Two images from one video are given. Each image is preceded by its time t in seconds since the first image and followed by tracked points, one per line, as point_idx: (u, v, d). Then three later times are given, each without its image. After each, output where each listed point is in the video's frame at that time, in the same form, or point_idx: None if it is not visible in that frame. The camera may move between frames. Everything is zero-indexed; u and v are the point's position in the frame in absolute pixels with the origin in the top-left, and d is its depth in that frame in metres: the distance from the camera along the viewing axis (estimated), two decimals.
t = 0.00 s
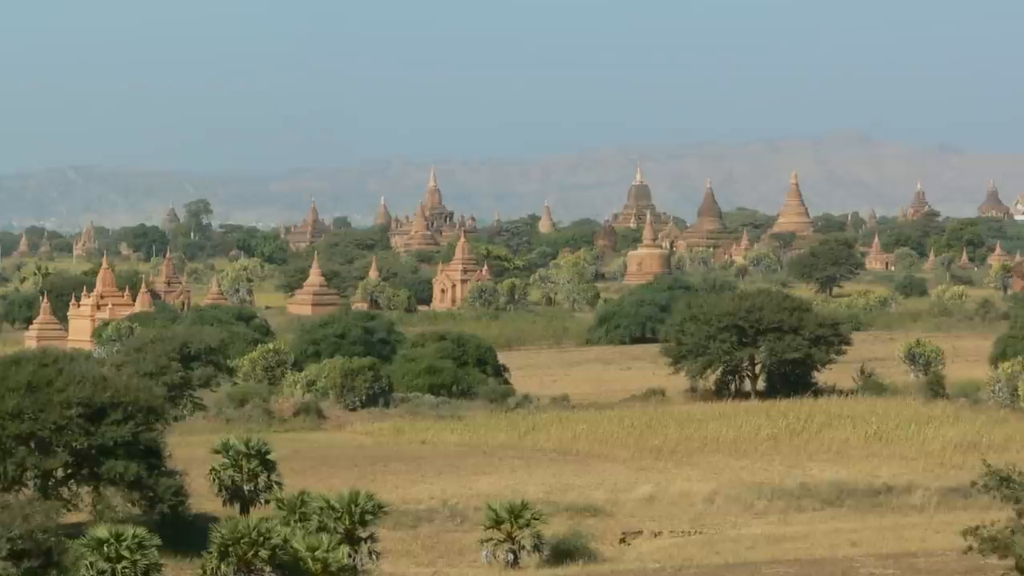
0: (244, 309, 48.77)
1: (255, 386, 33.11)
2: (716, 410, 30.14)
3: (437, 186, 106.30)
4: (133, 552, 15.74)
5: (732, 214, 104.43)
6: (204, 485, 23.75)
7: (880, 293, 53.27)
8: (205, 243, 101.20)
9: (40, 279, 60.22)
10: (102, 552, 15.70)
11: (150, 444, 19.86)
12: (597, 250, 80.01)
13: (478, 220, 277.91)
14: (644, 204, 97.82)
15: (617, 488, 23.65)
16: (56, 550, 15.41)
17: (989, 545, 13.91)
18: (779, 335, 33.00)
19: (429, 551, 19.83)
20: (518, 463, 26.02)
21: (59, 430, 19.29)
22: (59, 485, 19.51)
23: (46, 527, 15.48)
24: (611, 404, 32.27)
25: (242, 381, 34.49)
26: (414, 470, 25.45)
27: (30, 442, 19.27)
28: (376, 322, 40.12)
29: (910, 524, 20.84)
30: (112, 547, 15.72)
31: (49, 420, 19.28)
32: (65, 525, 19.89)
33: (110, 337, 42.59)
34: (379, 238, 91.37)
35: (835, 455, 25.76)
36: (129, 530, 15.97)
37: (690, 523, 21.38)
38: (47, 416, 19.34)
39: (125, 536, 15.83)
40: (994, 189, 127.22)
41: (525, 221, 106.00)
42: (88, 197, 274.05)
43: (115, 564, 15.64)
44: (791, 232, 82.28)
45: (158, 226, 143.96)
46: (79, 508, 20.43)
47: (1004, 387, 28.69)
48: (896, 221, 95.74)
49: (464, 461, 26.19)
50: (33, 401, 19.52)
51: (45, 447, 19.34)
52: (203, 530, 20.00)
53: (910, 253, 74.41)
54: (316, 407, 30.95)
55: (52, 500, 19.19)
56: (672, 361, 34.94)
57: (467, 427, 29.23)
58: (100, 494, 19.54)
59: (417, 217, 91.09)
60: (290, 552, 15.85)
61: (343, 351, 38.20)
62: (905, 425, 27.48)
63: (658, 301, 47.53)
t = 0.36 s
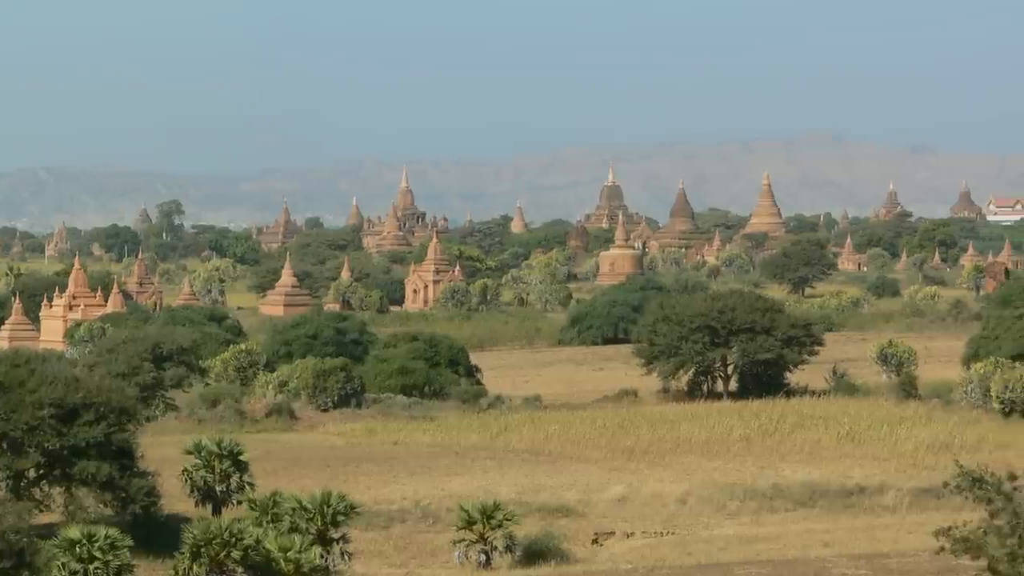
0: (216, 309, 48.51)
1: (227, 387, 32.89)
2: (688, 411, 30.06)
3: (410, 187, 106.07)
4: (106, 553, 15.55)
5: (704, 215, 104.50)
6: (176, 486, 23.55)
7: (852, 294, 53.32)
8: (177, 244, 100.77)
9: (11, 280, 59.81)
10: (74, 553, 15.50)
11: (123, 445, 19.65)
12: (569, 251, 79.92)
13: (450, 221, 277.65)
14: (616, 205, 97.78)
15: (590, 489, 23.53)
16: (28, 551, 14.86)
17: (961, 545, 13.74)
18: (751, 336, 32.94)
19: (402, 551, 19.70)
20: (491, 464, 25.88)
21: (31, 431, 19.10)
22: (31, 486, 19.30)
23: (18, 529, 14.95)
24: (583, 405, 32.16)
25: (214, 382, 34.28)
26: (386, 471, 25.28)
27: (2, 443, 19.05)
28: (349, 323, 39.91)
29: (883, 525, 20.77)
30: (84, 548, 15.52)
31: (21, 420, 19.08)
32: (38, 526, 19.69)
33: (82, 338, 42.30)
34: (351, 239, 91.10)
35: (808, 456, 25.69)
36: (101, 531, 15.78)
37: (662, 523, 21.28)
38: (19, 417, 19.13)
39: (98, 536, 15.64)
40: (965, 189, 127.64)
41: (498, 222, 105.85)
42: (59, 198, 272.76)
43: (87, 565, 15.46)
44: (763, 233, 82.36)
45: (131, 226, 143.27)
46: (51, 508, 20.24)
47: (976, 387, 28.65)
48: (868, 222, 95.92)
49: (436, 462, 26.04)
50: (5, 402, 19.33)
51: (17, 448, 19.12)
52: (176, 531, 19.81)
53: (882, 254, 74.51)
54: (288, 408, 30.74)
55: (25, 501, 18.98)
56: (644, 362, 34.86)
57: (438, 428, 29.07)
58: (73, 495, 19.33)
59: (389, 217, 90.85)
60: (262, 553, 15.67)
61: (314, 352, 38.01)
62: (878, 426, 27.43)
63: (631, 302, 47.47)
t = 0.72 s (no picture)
0: (188, 310, 48.25)
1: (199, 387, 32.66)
2: (661, 411, 29.99)
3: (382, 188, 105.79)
4: (78, 554, 15.30)
5: (676, 216, 104.56)
6: (148, 486, 23.34)
7: (824, 295, 53.38)
8: (149, 245, 100.32)
9: None
10: (46, 554, 15.23)
11: (95, 445, 19.44)
12: (541, 252, 79.82)
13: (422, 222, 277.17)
14: (589, 206, 97.74)
15: (562, 489, 23.42)
16: None
17: (934, 545, 13.62)
18: (724, 336, 32.88)
19: (374, 551, 19.58)
20: (463, 464, 25.76)
21: (2, 431, 18.87)
22: (1, 487, 19.08)
23: None
24: (555, 406, 32.05)
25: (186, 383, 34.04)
26: (358, 471, 25.11)
27: None
28: (321, 324, 39.72)
29: (855, 526, 20.72)
30: (57, 548, 15.25)
31: None
32: (8, 527, 19.46)
33: (53, 338, 41.99)
34: (323, 240, 90.83)
35: (780, 456, 25.65)
36: (74, 531, 15.51)
37: (635, 524, 21.18)
38: None
39: (70, 537, 15.38)
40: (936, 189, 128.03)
41: (470, 223, 105.72)
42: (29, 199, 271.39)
43: (59, 565, 15.20)
44: (736, 234, 82.44)
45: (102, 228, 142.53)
46: (22, 509, 20.02)
47: (948, 388, 28.64)
48: (840, 223, 96.12)
49: (408, 463, 25.90)
50: None
51: None
52: (147, 532, 19.59)
53: (854, 255, 74.62)
54: (261, 408, 30.54)
55: None
56: (616, 363, 34.78)
57: (410, 429, 28.92)
58: (44, 496, 19.12)
59: (361, 219, 90.63)
60: (235, 554, 15.48)
61: (286, 353, 37.81)
62: (851, 427, 27.40)
63: (603, 302, 47.41)
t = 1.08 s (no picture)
0: (159, 311, 48.01)
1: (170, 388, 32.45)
2: (634, 412, 29.92)
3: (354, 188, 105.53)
4: (50, 554, 15.12)
5: (649, 216, 104.62)
6: (120, 486, 23.16)
7: (796, 295, 53.43)
8: (121, 245, 99.88)
9: None
10: (18, 554, 15.05)
11: (67, 446, 19.26)
12: (514, 252, 79.76)
13: (394, 221, 276.70)
14: (561, 206, 97.71)
15: (534, 490, 23.33)
16: None
17: (906, 545, 13.50)
18: (696, 337, 32.84)
19: (346, 552, 19.45)
20: (435, 465, 25.66)
21: None
22: None
23: None
24: (527, 406, 31.95)
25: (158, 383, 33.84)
26: (330, 472, 24.99)
27: None
28: (293, 325, 39.52)
29: (827, 526, 20.69)
30: (29, 549, 15.07)
31: None
32: None
33: (24, 338, 41.73)
34: (295, 241, 90.57)
35: (752, 456, 25.61)
36: (46, 532, 15.33)
37: (607, 525, 21.10)
38: None
39: (43, 537, 15.19)
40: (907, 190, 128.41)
41: (442, 223, 105.58)
42: None
43: (31, 566, 15.01)
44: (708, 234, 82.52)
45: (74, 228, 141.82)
46: None
47: (921, 388, 28.64)
48: (812, 223, 96.30)
49: (380, 463, 25.77)
50: None
51: None
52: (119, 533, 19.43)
53: (826, 255, 74.72)
54: (233, 409, 30.35)
55: None
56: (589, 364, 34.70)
57: (382, 429, 28.79)
58: (16, 497, 18.96)
59: (334, 219, 90.41)
60: (207, 554, 15.30)
61: (259, 353, 37.63)
62: (823, 427, 27.39)
63: (575, 303, 47.26)
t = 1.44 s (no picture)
0: (131, 311, 47.77)
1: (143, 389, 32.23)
2: (606, 413, 29.85)
3: (327, 188, 105.28)
4: (22, 555, 14.94)
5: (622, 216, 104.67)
6: (91, 487, 22.98)
7: (769, 296, 53.46)
8: (93, 246, 99.45)
9: None
10: None
11: (39, 447, 19.08)
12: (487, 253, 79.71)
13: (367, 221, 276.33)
14: (534, 206, 97.68)
15: (506, 491, 23.22)
16: None
17: (878, 546, 13.43)
18: (669, 337, 32.80)
19: (317, 553, 19.31)
20: (407, 465, 25.54)
21: None
22: None
23: None
24: (500, 407, 31.84)
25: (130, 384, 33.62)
26: (303, 473, 24.85)
27: None
28: (265, 325, 39.33)
29: (800, 527, 20.63)
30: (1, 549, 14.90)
31: None
32: None
33: None
34: (267, 241, 90.32)
35: (725, 457, 25.56)
36: (18, 533, 15.15)
37: (579, 526, 21.00)
38: None
39: (14, 538, 15.02)
40: (879, 191, 128.82)
41: (415, 223, 105.45)
42: None
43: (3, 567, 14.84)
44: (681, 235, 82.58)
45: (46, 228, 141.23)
46: None
47: (893, 389, 28.63)
48: (784, 223, 96.49)
49: (352, 464, 25.63)
50: None
51: None
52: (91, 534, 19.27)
53: (798, 256, 74.85)
54: (205, 410, 30.15)
55: None
56: (561, 364, 34.61)
57: (354, 430, 28.64)
58: None
59: (306, 220, 90.20)
60: (179, 555, 15.15)
61: (231, 354, 37.44)
62: (795, 428, 27.36)
63: (547, 303, 47.13)
